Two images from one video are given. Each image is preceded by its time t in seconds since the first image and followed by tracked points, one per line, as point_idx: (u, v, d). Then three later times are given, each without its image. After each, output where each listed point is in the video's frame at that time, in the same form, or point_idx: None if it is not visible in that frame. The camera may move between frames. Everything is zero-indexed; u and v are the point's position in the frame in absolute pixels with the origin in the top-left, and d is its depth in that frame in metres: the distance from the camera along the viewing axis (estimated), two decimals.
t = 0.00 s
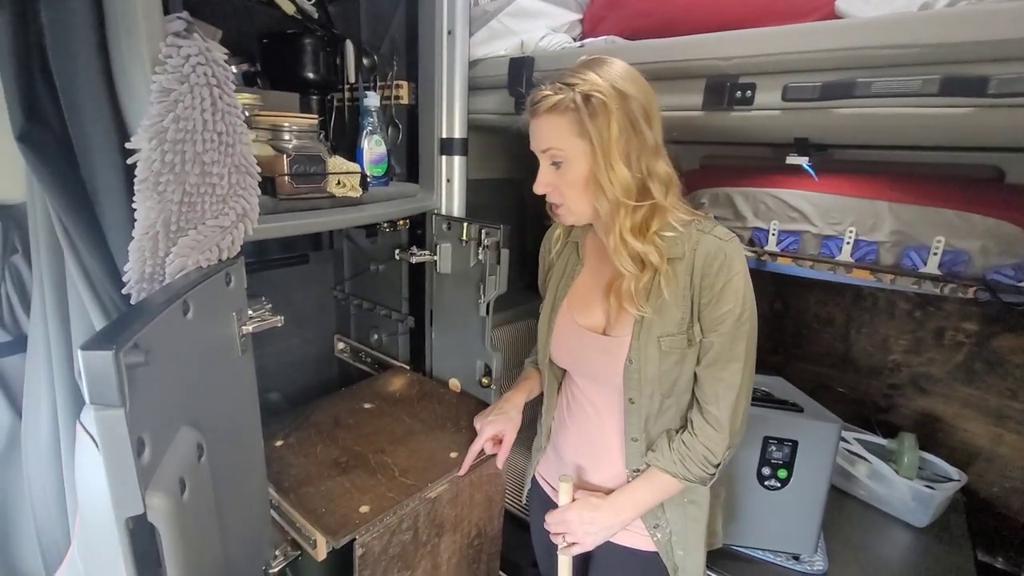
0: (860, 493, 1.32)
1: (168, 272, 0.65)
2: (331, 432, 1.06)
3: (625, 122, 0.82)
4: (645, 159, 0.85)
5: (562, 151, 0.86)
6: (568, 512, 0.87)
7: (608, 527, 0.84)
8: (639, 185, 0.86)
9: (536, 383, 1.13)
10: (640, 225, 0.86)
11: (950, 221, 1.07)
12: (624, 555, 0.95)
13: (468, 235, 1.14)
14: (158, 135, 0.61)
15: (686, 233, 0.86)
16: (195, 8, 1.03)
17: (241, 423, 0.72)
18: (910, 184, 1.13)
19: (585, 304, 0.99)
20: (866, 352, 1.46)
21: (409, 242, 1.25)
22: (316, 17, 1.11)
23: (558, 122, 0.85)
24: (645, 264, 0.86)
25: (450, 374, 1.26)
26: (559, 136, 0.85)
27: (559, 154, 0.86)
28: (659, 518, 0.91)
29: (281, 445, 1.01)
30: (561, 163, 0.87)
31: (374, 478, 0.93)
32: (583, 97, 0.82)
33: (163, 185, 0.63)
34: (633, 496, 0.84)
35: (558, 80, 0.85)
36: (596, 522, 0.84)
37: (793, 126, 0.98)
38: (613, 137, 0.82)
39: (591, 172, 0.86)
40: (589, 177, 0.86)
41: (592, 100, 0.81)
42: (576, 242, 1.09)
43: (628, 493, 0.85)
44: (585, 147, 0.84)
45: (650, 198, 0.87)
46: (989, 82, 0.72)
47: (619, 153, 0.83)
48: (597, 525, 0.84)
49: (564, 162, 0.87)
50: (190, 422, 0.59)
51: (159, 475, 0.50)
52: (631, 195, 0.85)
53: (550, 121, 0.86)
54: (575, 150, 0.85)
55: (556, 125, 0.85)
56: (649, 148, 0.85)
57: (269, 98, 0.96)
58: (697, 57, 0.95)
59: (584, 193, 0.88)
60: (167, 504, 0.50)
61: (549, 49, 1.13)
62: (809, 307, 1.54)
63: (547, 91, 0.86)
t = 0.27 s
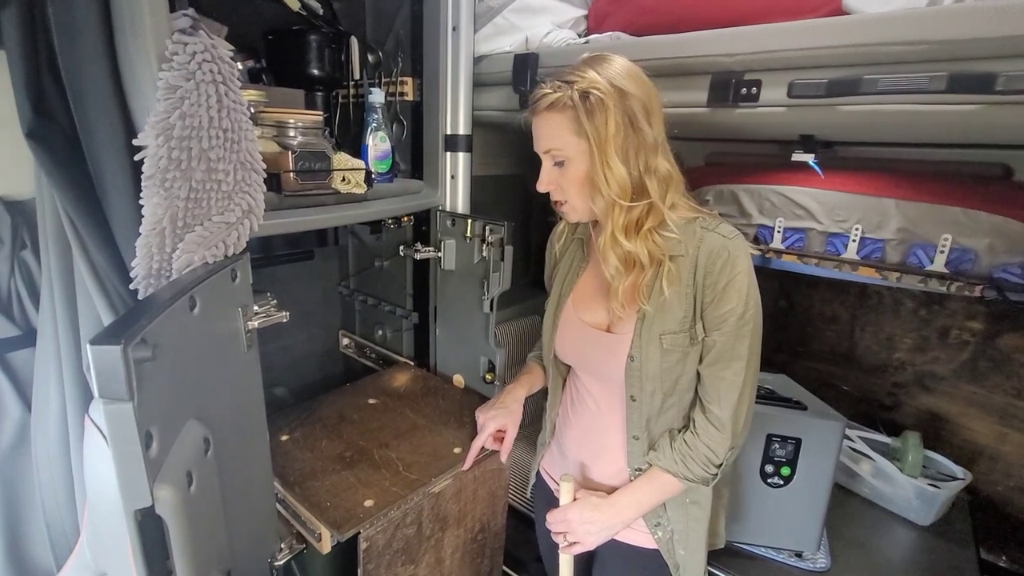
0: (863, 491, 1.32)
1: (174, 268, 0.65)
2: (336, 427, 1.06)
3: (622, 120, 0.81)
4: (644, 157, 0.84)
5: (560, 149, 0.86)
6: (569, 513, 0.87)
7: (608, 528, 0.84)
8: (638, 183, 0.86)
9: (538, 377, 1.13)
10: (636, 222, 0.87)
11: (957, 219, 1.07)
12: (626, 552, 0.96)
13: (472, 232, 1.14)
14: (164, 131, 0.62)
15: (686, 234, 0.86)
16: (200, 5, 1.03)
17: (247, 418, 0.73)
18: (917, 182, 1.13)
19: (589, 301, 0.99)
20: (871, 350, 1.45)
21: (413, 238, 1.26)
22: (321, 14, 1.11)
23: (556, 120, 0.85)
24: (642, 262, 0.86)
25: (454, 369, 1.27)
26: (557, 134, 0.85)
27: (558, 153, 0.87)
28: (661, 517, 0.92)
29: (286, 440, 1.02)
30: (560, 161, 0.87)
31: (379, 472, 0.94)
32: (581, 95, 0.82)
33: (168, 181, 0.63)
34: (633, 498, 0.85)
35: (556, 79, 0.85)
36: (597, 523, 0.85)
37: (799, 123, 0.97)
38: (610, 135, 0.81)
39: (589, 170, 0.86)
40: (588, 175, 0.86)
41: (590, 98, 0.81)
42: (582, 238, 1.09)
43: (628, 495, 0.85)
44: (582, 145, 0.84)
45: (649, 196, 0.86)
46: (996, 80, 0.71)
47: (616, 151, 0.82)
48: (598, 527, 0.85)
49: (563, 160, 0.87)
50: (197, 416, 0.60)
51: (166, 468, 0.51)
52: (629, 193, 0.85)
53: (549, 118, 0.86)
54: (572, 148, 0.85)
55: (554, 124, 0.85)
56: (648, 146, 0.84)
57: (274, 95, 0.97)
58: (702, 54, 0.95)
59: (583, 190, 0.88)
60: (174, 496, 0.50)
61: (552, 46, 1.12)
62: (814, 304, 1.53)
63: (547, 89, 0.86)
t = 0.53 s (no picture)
0: (867, 490, 1.32)
1: (181, 258, 0.65)
2: (339, 420, 1.07)
3: (627, 114, 0.81)
4: (650, 150, 0.84)
5: (565, 148, 0.86)
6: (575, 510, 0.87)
7: (614, 525, 0.84)
8: (645, 176, 0.85)
9: (537, 367, 1.13)
10: (644, 216, 0.86)
11: (967, 218, 1.05)
12: (630, 548, 0.96)
13: (477, 227, 1.14)
14: (171, 122, 0.62)
15: (691, 226, 0.85)
16: None
17: (253, 410, 0.74)
18: (924, 180, 1.12)
19: (592, 296, 0.99)
20: (876, 350, 1.44)
21: (418, 233, 1.26)
22: (328, 7, 1.11)
23: (560, 119, 0.85)
24: (652, 255, 0.86)
25: (457, 364, 1.27)
26: (562, 132, 0.85)
27: (563, 152, 0.86)
28: (665, 513, 0.92)
29: (290, 432, 1.02)
30: (565, 159, 0.87)
31: (382, 465, 0.94)
32: (585, 93, 0.81)
33: (175, 172, 0.63)
34: (638, 494, 0.84)
35: (558, 78, 0.84)
36: (602, 521, 0.84)
37: (806, 120, 0.97)
38: (616, 130, 0.81)
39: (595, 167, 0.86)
40: (594, 172, 0.86)
41: (594, 95, 0.81)
42: (584, 232, 1.09)
43: (634, 492, 0.85)
44: (588, 142, 0.84)
45: (656, 188, 0.86)
46: (1008, 75, 0.70)
47: (623, 146, 0.82)
48: (604, 523, 0.84)
49: (569, 158, 0.86)
50: (201, 406, 0.60)
51: (172, 457, 0.51)
52: (636, 188, 0.84)
53: (552, 118, 0.85)
54: (578, 146, 0.85)
55: (558, 123, 0.85)
56: (653, 138, 0.84)
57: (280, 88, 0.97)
58: (709, 48, 0.94)
59: (590, 187, 0.87)
60: (178, 485, 0.50)
61: (559, 40, 1.12)
62: (819, 303, 1.53)
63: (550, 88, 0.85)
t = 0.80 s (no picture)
0: (868, 488, 1.31)
1: (185, 253, 0.66)
2: (342, 414, 1.07)
3: (623, 112, 0.81)
4: (647, 146, 0.84)
5: (563, 147, 0.86)
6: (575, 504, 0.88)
7: (612, 520, 0.84)
8: (642, 172, 0.85)
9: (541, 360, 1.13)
10: (643, 212, 0.86)
11: (972, 216, 1.05)
12: (628, 544, 0.96)
13: (479, 223, 1.14)
14: (175, 117, 0.62)
15: (691, 222, 0.85)
16: None
17: (256, 404, 0.74)
18: (928, 177, 1.11)
19: (592, 293, 0.99)
20: (879, 348, 1.44)
21: (420, 228, 1.26)
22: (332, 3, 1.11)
23: (557, 118, 0.84)
24: (652, 251, 0.86)
25: (459, 360, 1.27)
26: (559, 132, 0.85)
27: (561, 151, 0.86)
28: (665, 509, 0.92)
29: (292, 426, 1.03)
30: (564, 158, 0.87)
31: (383, 459, 0.95)
32: (580, 93, 0.81)
33: (180, 167, 0.64)
34: (637, 489, 0.84)
35: (554, 77, 0.84)
36: (600, 516, 0.85)
37: (810, 117, 0.96)
38: (612, 128, 0.81)
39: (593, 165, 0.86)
40: (592, 170, 0.86)
41: (589, 94, 0.81)
42: (585, 230, 1.08)
43: (633, 487, 0.85)
44: (585, 141, 0.84)
45: (653, 185, 0.86)
46: (1013, 72, 0.70)
47: (620, 144, 0.82)
48: (602, 518, 0.85)
49: (567, 157, 0.86)
50: (205, 399, 0.61)
51: (175, 449, 0.52)
52: (634, 185, 0.84)
53: (549, 119, 0.85)
54: (576, 145, 0.84)
55: (555, 122, 0.85)
56: (650, 135, 0.83)
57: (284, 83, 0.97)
58: (713, 44, 0.94)
59: (589, 186, 0.87)
60: (182, 477, 0.51)
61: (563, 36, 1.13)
62: (822, 300, 1.52)
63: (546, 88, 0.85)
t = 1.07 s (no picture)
0: (867, 485, 1.32)
1: (184, 251, 0.66)
2: (342, 411, 1.08)
3: (615, 112, 0.81)
4: (640, 144, 0.84)
5: (556, 148, 0.86)
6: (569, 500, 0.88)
7: (605, 517, 0.85)
8: (636, 171, 0.85)
9: (537, 358, 1.13)
10: (636, 210, 0.86)
11: (971, 213, 1.05)
12: (626, 540, 0.96)
13: (478, 221, 1.14)
14: (174, 116, 0.62)
15: (686, 220, 0.85)
16: None
17: (256, 401, 0.75)
18: (928, 175, 1.11)
19: (589, 291, 0.99)
20: (879, 345, 1.44)
21: (420, 226, 1.27)
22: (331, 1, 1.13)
23: (549, 120, 0.84)
24: (647, 249, 0.86)
25: (459, 357, 1.27)
26: (552, 133, 0.85)
27: (555, 152, 0.86)
28: (662, 506, 0.92)
29: (293, 423, 1.03)
30: (558, 159, 0.87)
31: (382, 456, 0.95)
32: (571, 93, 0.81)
33: (179, 165, 0.64)
34: (630, 487, 0.85)
35: (545, 79, 0.84)
36: (593, 513, 0.85)
37: (809, 114, 0.96)
38: (604, 128, 0.81)
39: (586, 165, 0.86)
40: (586, 170, 0.86)
41: (581, 95, 0.81)
42: (582, 228, 1.09)
43: (626, 484, 0.85)
44: (577, 142, 0.84)
45: (647, 183, 0.86)
46: (1012, 69, 0.70)
47: (612, 143, 0.82)
48: (595, 515, 0.85)
49: (561, 158, 0.86)
50: (205, 395, 0.61)
51: (176, 445, 0.52)
52: (627, 184, 0.84)
53: (541, 121, 0.85)
54: (569, 146, 0.85)
55: (546, 124, 0.85)
56: (642, 133, 0.83)
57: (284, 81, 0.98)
58: (711, 42, 0.94)
59: (583, 186, 0.87)
60: (182, 472, 0.51)
61: (562, 33, 1.13)
62: (822, 298, 1.52)
63: (537, 90, 0.85)
